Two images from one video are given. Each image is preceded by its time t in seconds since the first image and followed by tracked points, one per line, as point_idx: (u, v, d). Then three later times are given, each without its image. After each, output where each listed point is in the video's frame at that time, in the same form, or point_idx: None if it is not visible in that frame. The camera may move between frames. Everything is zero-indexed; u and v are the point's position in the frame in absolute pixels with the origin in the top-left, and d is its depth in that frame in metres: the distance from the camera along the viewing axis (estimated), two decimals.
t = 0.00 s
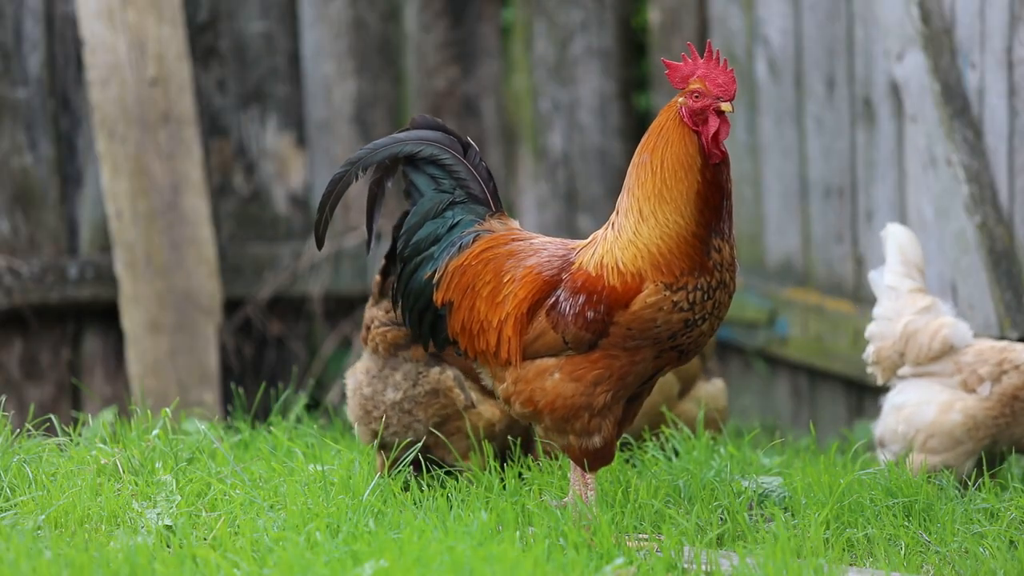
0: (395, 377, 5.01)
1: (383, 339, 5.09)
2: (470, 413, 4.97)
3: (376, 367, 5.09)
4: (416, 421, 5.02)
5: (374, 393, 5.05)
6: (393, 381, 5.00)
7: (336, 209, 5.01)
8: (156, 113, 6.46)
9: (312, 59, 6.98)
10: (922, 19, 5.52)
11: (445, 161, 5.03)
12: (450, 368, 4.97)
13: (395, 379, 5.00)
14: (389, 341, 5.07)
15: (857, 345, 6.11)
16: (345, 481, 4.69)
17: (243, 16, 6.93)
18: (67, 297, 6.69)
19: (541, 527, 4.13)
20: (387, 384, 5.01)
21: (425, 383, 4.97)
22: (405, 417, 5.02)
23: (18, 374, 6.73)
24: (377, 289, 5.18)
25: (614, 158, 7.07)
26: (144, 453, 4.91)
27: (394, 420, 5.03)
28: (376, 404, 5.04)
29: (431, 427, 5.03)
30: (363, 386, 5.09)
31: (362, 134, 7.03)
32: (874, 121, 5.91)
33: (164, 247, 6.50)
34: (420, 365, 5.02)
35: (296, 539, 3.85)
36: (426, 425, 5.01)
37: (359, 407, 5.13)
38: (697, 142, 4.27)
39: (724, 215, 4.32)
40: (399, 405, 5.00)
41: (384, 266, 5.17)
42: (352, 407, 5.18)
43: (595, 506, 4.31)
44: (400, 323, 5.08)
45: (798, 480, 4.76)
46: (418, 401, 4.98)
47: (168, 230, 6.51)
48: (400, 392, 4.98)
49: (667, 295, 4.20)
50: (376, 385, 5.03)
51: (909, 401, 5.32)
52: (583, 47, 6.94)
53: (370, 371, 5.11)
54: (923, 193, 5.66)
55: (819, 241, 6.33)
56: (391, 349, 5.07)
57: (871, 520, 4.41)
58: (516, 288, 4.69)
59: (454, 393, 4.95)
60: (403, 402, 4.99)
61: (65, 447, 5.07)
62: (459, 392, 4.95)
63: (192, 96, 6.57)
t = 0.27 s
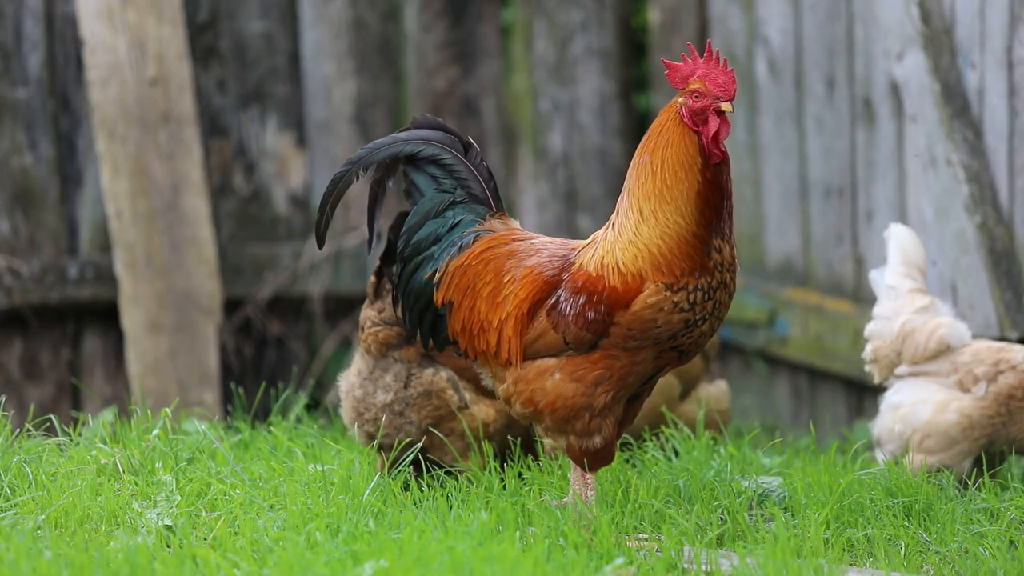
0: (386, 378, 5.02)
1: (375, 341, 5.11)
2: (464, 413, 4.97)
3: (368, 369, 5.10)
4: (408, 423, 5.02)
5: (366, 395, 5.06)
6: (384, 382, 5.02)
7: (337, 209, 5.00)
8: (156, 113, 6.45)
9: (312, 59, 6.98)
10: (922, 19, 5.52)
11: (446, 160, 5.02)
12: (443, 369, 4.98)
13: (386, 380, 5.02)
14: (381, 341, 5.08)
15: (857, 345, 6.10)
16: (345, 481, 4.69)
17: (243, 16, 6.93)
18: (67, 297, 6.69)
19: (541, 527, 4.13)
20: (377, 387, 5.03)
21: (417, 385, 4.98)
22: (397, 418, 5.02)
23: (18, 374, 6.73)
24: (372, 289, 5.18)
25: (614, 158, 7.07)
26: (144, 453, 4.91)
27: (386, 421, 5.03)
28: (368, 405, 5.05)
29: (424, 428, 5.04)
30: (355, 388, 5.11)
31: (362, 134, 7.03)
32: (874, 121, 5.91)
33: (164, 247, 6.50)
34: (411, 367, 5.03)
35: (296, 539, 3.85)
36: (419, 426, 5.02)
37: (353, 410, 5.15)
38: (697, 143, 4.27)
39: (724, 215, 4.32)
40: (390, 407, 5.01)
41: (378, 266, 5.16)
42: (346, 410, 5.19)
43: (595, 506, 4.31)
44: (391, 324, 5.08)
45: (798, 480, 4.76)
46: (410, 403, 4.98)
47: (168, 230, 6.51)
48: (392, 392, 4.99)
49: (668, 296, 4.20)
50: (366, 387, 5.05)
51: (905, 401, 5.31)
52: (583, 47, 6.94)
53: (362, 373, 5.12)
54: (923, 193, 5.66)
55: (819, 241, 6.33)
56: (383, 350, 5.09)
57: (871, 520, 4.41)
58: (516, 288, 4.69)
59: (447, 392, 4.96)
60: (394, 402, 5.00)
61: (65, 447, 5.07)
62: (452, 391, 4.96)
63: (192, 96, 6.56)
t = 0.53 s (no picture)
0: (384, 382, 5.04)
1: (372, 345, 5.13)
2: (464, 414, 4.98)
3: (366, 373, 5.12)
4: (407, 426, 5.03)
5: (365, 399, 5.08)
6: (382, 386, 5.04)
7: (337, 208, 5.00)
8: (156, 113, 6.45)
9: (312, 59, 6.98)
10: (922, 19, 5.52)
11: (446, 160, 5.02)
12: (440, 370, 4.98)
13: (384, 383, 5.03)
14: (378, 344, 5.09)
15: (857, 345, 6.11)
16: (345, 481, 4.69)
17: (243, 16, 6.93)
18: (67, 297, 6.69)
19: (542, 527, 4.13)
20: (376, 391, 5.05)
21: (414, 387, 4.99)
22: (397, 421, 5.03)
23: (18, 374, 6.73)
24: (367, 294, 5.24)
25: (614, 158, 7.07)
26: (144, 453, 4.91)
27: (385, 424, 5.04)
28: (367, 409, 5.07)
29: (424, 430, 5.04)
30: (353, 393, 5.14)
31: (362, 134, 7.03)
32: (874, 121, 5.91)
33: (164, 247, 6.50)
34: (409, 369, 5.04)
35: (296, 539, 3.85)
36: (419, 428, 5.02)
37: (352, 415, 5.17)
38: (697, 143, 4.27)
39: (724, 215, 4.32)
40: (389, 411, 5.02)
41: (374, 267, 5.19)
42: (346, 416, 5.22)
43: (595, 506, 4.31)
44: (387, 327, 5.09)
45: (798, 480, 4.76)
46: (408, 406, 4.99)
47: (168, 230, 6.51)
48: (390, 396, 5.01)
49: (668, 296, 4.20)
50: (364, 392, 5.08)
51: (905, 401, 5.32)
52: (583, 47, 6.94)
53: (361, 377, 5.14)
54: (923, 193, 5.66)
55: (819, 241, 6.33)
56: (381, 353, 5.10)
57: (871, 520, 4.41)
58: (516, 288, 4.69)
59: (444, 394, 4.97)
60: (393, 406, 5.01)
61: (65, 447, 5.07)
62: (450, 393, 4.97)
63: (192, 96, 6.56)
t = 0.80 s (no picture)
0: (381, 384, 5.05)
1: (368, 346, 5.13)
2: (462, 415, 4.99)
3: (363, 375, 5.13)
4: (405, 428, 5.03)
5: (363, 401, 5.09)
6: (380, 388, 5.04)
7: (337, 208, 4.99)
8: (156, 113, 6.45)
9: (312, 59, 6.98)
10: (922, 19, 5.52)
11: (447, 160, 5.00)
12: (436, 371, 5.00)
13: (382, 385, 5.04)
14: (375, 346, 5.09)
15: (857, 345, 6.12)
16: (344, 481, 4.69)
17: (243, 16, 6.93)
18: (67, 297, 6.69)
19: (541, 527, 4.13)
20: (374, 393, 5.05)
21: (411, 389, 5.00)
22: (395, 423, 5.03)
23: (18, 374, 6.73)
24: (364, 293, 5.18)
25: (614, 158, 7.07)
26: (143, 453, 4.91)
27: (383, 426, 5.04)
28: (365, 411, 5.08)
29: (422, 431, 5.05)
30: (351, 395, 5.14)
31: (362, 134, 7.03)
32: (874, 121, 5.91)
33: (164, 247, 6.50)
34: (406, 371, 5.05)
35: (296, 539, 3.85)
36: (417, 430, 5.04)
37: (350, 417, 5.18)
38: (698, 143, 4.27)
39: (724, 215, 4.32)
40: (388, 412, 5.03)
41: (370, 269, 5.16)
42: (344, 419, 5.22)
43: (595, 506, 4.31)
44: (384, 328, 5.07)
45: (798, 480, 4.76)
46: (406, 407, 5.01)
47: (169, 230, 6.51)
48: (388, 397, 5.02)
49: (668, 296, 4.20)
50: (362, 393, 5.08)
51: (906, 402, 5.32)
52: (583, 47, 6.94)
53: (358, 378, 5.14)
54: (923, 193, 5.66)
55: (819, 241, 6.33)
56: (377, 355, 5.11)
57: (871, 520, 4.41)
58: (516, 288, 4.69)
59: (441, 394, 4.99)
60: (391, 407, 5.02)
61: (65, 447, 5.07)
62: (447, 394, 4.99)
63: (192, 96, 6.56)
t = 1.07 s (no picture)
0: (380, 384, 5.05)
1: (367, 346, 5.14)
2: (460, 415, 4.99)
3: (362, 375, 5.14)
4: (403, 428, 5.03)
5: (361, 401, 5.09)
6: (379, 388, 5.05)
7: (337, 208, 4.99)
8: (156, 113, 6.45)
9: (312, 59, 6.98)
10: (922, 19, 5.52)
11: (446, 161, 4.99)
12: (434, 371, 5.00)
13: (380, 386, 5.05)
14: (374, 346, 5.11)
15: (857, 345, 6.12)
16: (344, 481, 4.68)
17: (243, 16, 6.93)
18: (67, 297, 6.69)
19: (541, 527, 4.13)
20: (373, 392, 5.06)
21: (410, 389, 5.01)
22: (393, 423, 5.04)
23: (18, 374, 6.73)
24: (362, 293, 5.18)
25: (614, 158, 7.06)
26: (143, 453, 4.91)
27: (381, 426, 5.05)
28: (364, 411, 5.08)
29: (421, 431, 5.05)
30: (350, 395, 5.15)
31: (362, 134, 7.03)
32: (874, 121, 5.91)
33: (164, 247, 6.50)
34: (404, 371, 5.05)
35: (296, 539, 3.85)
36: (416, 430, 5.04)
37: (349, 417, 5.18)
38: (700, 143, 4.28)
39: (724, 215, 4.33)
40: (386, 412, 5.03)
41: (365, 271, 5.17)
42: (343, 418, 5.22)
43: (595, 506, 4.31)
44: (381, 330, 5.08)
45: (798, 480, 4.76)
46: (404, 407, 5.01)
47: (168, 230, 6.51)
48: (386, 398, 5.03)
49: (668, 295, 4.20)
50: (361, 394, 5.09)
51: (911, 402, 5.32)
52: (583, 47, 6.94)
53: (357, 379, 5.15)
54: (923, 193, 5.66)
55: (819, 241, 6.33)
56: (376, 355, 5.12)
57: (871, 520, 4.41)
58: (516, 289, 4.69)
59: (439, 394, 4.99)
60: (390, 408, 5.02)
61: (65, 447, 5.07)
62: (445, 394, 4.99)
63: (192, 96, 6.56)
